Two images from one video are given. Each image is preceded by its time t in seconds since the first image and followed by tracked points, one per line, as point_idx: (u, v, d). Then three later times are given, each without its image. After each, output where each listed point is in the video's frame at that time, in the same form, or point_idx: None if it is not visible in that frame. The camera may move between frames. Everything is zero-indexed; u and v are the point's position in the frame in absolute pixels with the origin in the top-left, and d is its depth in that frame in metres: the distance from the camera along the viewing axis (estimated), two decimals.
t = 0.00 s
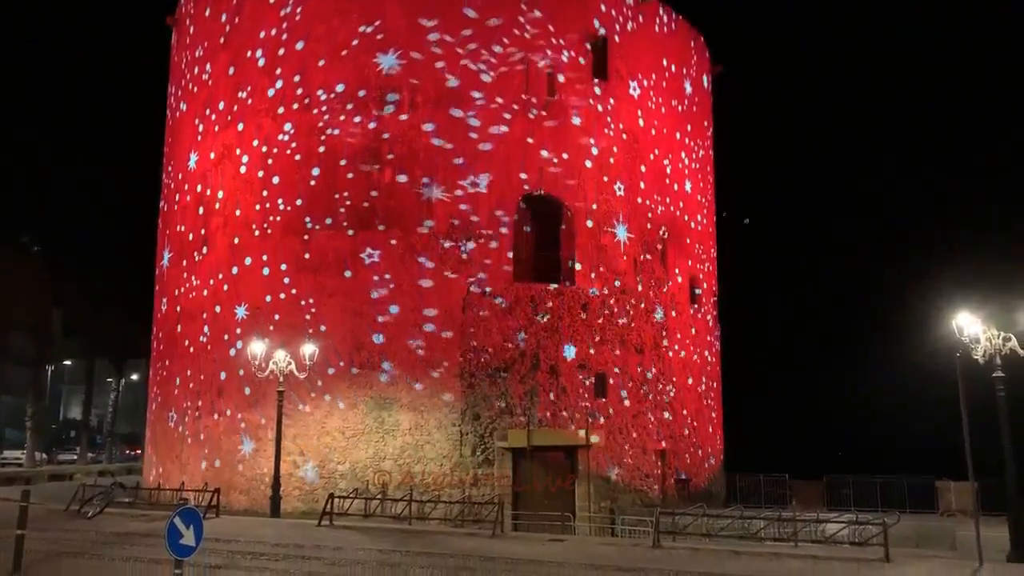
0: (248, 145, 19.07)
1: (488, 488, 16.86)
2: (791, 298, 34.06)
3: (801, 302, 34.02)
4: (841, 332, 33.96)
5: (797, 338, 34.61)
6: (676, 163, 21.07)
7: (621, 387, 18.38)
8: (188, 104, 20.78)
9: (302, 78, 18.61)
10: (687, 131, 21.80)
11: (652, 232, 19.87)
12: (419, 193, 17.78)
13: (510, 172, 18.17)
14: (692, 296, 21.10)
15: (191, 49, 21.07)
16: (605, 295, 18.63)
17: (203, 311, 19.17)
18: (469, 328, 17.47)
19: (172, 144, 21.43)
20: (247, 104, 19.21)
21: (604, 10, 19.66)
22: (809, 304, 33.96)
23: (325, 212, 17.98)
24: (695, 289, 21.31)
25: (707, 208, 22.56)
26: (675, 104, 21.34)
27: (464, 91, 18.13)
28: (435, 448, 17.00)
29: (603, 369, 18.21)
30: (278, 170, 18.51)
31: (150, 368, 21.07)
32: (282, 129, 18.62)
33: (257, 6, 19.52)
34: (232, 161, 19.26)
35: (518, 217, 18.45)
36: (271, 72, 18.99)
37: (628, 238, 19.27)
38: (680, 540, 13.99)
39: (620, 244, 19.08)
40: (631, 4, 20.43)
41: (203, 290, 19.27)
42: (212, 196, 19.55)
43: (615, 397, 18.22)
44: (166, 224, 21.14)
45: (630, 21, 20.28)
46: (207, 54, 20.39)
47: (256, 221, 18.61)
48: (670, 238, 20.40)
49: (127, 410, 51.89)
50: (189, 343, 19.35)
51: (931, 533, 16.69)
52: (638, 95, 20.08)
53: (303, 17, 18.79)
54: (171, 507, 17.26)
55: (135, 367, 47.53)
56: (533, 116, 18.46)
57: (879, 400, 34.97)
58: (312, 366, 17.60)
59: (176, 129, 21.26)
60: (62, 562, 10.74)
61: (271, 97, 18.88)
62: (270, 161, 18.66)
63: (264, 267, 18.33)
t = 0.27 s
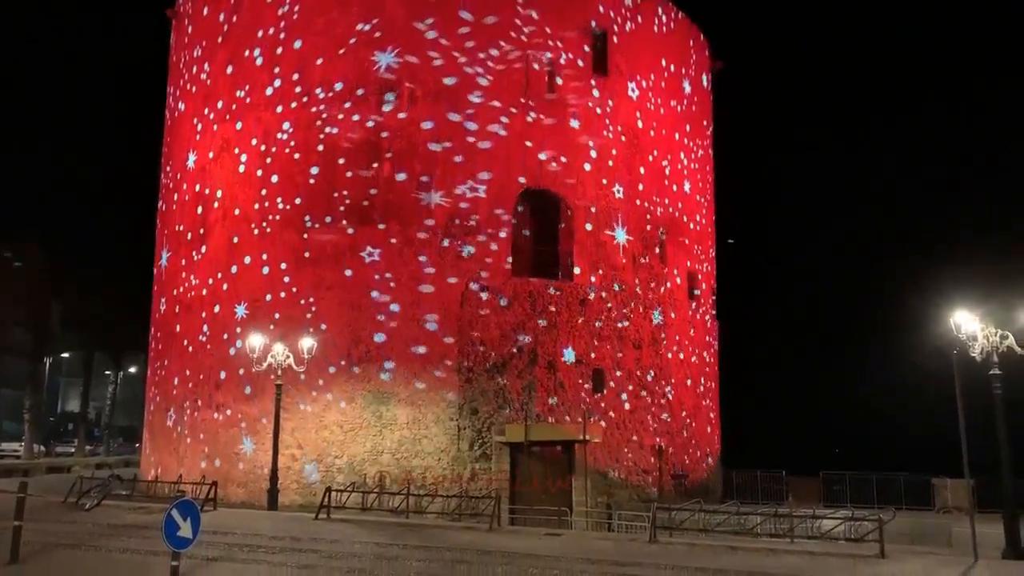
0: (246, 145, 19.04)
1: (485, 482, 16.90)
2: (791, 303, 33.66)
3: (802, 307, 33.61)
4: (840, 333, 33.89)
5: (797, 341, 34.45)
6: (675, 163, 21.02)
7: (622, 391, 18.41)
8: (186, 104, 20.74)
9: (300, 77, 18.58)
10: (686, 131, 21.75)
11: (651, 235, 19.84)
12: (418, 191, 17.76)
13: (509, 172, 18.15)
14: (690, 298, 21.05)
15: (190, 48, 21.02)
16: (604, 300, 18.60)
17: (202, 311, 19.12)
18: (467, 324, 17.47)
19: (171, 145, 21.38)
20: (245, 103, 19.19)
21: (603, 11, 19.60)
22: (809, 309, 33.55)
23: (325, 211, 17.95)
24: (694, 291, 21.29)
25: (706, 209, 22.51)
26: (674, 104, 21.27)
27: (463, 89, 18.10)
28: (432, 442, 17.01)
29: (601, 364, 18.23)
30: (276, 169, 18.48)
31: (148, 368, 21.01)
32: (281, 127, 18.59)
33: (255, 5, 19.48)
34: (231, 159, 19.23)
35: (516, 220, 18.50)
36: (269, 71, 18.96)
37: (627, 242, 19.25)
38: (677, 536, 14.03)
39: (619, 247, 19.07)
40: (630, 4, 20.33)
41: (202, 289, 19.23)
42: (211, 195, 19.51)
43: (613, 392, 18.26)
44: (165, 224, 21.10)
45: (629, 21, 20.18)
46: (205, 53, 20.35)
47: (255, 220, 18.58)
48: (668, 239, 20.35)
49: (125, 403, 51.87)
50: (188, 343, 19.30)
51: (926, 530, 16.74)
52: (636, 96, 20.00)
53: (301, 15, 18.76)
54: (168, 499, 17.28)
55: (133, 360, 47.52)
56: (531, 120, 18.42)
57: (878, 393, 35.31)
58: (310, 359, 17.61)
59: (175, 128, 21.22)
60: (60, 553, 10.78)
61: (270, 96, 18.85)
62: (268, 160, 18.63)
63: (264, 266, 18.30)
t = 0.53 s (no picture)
0: (241, 141, 18.96)
1: (479, 475, 16.93)
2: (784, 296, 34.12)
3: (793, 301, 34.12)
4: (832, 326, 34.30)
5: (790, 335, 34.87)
6: (670, 163, 20.95)
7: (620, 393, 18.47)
8: (180, 101, 20.65)
9: (294, 74, 18.51)
10: (681, 130, 21.67)
11: (646, 235, 19.80)
12: (413, 187, 17.73)
13: (505, 170, 18.11)
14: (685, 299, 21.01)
15: (184, 46, 20.93)
16: (600, 302, 18.58)
17: (197, 309, 19.03)
18: (462, 319, 17.47)
19: (165, 143, 21.31)
20: (240, 100, 19.12)
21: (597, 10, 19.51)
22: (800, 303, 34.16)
23: (320, 208, 17.90)
24: (689, 291, 21.26)
25: (701, 209, 22.45)
26: (669, 104, 21.19)
27: (458, 85, 18.05)
28: (427, 435, 17.03)
29: (595, 358, 18.25)
30: (271, 165, 18.42)
31: (142, 367, 20.90)
32: (276, 123, 18.53)
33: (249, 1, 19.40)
34: (226, 156, 19.15)
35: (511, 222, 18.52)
36: (263, 68, 18.88)
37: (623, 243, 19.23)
38: (670, 529, 14.08)
39: (615, 248, 19.06)
40: (625, 3, 20.20)
41: (197, 286, 19.15)
42: (205, 192, 19.43)
43: (607, 384, 18.29)
44: (159, 222, 21.01)
45: (623, 21, 20.07)
46: (199, 51, 20.27)
47: (250, 218, 18.51)
48: (664, 239, 20.31)
49: (118, 394, 51.78)
50: (182, 341, 19.22)
51: (918, 524, 16.84)
52: (631, 96, 19.90)
53: (295, 12, 18.68)
54: (162, 490, 17.28)
55: (127, 351, 47.42)
56: (526, 122, 18.36)
57: (872, 389, 35.55)
58: (305, 351, 17.60)
59: (169, 126, 21.14)
60: (53, 543, 10.79)
61: (264, 93, 18.79)
62: (263, 157, 18.56)
63: (259, 263, 18.24)
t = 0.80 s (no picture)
0: (233, 136, 18.88)
1: (471, 466, 16.98)
2: (774, 287, 34.35)
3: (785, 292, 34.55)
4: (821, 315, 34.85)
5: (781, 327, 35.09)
6: (662, 160, 20.94)
7: (612, 391, 18.53)
8: (171, 97, 20.54)
9: (286, 68, 18.44)
10: (673, 127, 21.64)
11: (638, 234, 19.79)
12: (406, 181, 17.70)
13: (498, 166, 18.10)
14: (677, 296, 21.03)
15: (174, 41, 20.82)
16: (593, 302, 18.59)
17: (189, 304, 18.94)
18: (454, 311, 17.48)
19: (156, 138, 21.20)
20: (231, 95, 19.05)
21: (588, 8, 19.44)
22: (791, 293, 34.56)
23: (313, 202, 17.85)
24: (681, 289, 21.28)
25: (693, 206, 22.46)
26: (661, 100, 21.16)
27: (450, 78, 18.02)
28: (418, 426, 17.06)
29: (587, 350, 18.30)
30: (263, 160, 18.36)
31: (132, 363, 20.80)
32: (268, 118, 18.46)
33: None
34: (217, 152, 19.06)
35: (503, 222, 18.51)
36: (254, 63, 18.81)
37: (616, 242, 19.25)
38: (660, 519, 14.16)
39: (608, 247, 19.07)
40: None
41: (189, 282, 19.06)
42: (197, 188, 19.34)
43: (599, 376, 18.36)
44: (150, 218, 20.90)
45: (615, 18, 19.98)
46: (190, 45, 20.16)
47: (242, 213, 18.44)
48: (656, 235, 20.32)
49: (108, 383, 51.61)
50: (174, 337, 19.13)
51: (907, 515, 16.99)
52: (624, 94, 19.87)
53: (286, 6, 18.61)
54: (153, 479, 17.26)
55: (117, 341, 47.24)
56: (518, 122, 18.33)
57: (861, 380, 35.81)
58: (297, 341, 17.60)
59: (160, 122, 21.02)
60: (46, 532, 10.78)
61: (256, 87, 18.72)
62: (255, 152, 18.49)
63: (252, 258, 18.18)
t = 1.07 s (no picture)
0: (222, 128, 18.77)
1: (461, 454, 17.04)
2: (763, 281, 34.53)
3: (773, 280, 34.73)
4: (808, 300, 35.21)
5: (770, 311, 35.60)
6: (652, 155, 20.93)
7: (603, 386, 18.59)
8: (160, 89, 20.41)
9: (275, 60, 18.34)
10: (664, 121, 21.59)
11: (628, 229, 19.80)
12: (397, 172, 17.66)
13: (489, 159, 18.07)
14: (667, 291, 21.07)
15: (163, 33, 20.69)
16: (583, 298, 18.61)
17: (179, 297, 18.83)
18: (445, 301, 17.49)
19: (144, 131, 21.07)
20: (220, 87, 18.94)
21: None
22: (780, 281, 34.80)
23: (305, 194, 17.79)
24: (671, 284, 21.32)
25: (683, 201, 22.46)
26: (652, 95, 21.11)
27: (440, 70, 17.96)
28: (409, 414, 17.09)
29: (577, 339, 18.35)
30: (253, 152, 18.27)
31: (121, 357, 20.70)
32: (258, 110, 18.36)
33: None
34: (207, 145, 18.94)
35: (494, 218, 18.48)
36: (243, 54, 18.71)
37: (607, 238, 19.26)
38: (649, 507, 14.25)
39: (599, 245, 19.08)
40: None
41: (178, 275, 18.96)
42: (186, 180, 19.22)
43: (589, 364, 18.42)
44: (138, 212, 20.79)
45: (605, 12, 19.87)
46: (178, 37, 20.03)
47: (233, 205, 18.36)
48: (646, 230, 20.36)
49: (96, 371, 51.42)
50: (164, 330, 19.03)
51: (892, 504, 17.14)
52: (614, 90, 19.80)
53: None
54: (143, 466, 17.24)
55: (104, 328, 47.02)
56: (509, 118, 18.29)
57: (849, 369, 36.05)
58: (287, 329, 17.58)
59: (149, 115, 20.89)
60: (35, 518, 10.76)
61: (245, 79, 18.62)
62: (245, 144, 18.39)
63: (243, 251, 18.11)
